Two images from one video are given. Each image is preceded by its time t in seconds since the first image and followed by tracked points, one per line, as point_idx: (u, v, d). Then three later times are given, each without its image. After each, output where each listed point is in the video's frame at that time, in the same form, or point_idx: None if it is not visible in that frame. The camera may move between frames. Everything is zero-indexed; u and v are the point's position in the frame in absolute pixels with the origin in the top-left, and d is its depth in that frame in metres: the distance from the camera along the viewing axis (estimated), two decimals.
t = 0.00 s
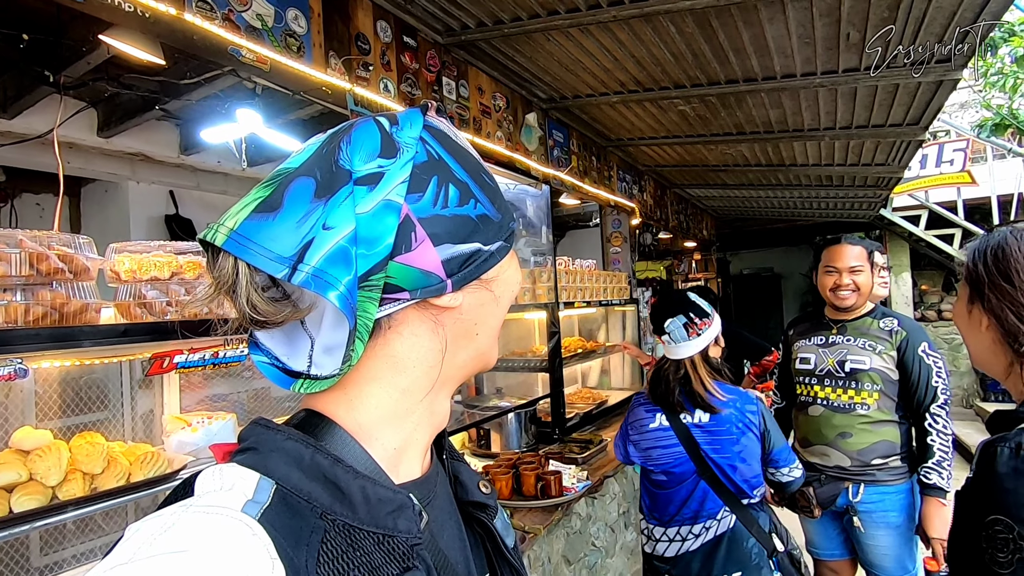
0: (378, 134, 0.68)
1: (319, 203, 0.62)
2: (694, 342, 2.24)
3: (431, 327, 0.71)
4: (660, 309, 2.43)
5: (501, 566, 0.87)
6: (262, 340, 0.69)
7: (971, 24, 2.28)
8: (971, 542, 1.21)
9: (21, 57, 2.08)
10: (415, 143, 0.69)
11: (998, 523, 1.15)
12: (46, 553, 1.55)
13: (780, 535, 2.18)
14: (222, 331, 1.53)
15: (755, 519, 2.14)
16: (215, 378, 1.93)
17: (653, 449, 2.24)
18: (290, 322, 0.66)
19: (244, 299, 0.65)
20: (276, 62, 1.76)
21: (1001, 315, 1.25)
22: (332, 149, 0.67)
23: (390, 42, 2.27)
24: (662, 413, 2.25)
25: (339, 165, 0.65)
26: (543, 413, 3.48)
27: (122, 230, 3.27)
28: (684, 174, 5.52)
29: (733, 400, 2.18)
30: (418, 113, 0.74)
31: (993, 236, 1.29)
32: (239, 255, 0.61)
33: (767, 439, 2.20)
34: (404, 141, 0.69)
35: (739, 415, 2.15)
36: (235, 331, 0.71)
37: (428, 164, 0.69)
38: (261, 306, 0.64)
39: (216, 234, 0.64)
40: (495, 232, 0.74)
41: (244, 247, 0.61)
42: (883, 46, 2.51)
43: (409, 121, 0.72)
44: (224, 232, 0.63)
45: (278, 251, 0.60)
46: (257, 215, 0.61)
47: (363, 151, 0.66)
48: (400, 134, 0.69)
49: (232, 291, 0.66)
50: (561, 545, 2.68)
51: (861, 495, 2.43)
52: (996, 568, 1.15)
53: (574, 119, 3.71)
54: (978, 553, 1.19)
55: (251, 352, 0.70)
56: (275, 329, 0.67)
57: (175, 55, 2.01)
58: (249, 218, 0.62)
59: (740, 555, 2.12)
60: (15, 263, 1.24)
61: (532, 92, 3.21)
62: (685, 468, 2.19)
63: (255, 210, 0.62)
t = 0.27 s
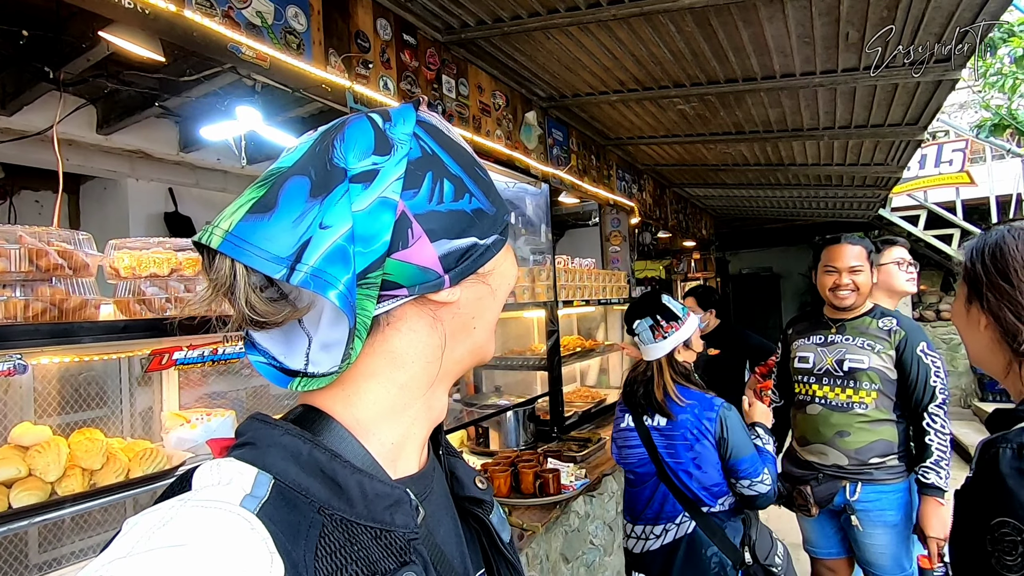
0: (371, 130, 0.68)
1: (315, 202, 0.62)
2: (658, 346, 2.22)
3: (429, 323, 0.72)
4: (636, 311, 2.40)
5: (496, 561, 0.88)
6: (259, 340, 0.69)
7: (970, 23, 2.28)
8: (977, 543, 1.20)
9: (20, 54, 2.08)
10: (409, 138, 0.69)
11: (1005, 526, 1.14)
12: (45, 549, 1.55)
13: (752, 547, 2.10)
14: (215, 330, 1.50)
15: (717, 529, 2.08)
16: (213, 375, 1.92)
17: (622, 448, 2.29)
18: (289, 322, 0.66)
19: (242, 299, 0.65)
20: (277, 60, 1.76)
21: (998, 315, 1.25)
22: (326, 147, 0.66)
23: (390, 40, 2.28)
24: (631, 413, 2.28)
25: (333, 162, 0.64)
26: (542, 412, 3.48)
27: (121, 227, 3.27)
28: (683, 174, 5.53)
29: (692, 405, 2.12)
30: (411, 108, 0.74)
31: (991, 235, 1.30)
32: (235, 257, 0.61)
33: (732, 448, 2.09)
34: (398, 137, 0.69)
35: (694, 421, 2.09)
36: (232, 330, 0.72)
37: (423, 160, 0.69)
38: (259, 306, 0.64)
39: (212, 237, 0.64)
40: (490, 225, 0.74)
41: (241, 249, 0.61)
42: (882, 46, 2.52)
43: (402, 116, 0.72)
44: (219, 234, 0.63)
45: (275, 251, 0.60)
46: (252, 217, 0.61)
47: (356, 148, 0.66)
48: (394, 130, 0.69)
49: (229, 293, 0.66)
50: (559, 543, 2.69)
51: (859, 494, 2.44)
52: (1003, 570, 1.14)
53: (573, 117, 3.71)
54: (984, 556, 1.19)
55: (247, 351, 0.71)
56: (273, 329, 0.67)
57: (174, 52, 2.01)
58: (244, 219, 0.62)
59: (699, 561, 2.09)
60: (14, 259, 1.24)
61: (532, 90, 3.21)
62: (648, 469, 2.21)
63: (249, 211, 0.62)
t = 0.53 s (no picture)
0: (367, 128, 0.68)
1: (310, 199, 0.62)
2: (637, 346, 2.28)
3: (424, 321, 0.72)
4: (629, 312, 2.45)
5: (491, 560, 0.88)
6: (253, 338, 0.69)
7: (970, 23, 2.28)
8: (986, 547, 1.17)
9: (19, 53, 2.08)
10: (405, 137, 0.69)
11: (1016, 531, 1.11)
12: (43, 549, 1.55)
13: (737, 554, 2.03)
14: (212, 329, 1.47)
15: (695, 532, 2.07)
16: (212, 375, 1.92)
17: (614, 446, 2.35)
18: (282, 319, 0.65)
19: (236, 296, 0.64)
20: (276, 59, 1.75)
21: (998, 315, 1.25)
22: (321, 145, 0.66)
23: (389, 39, 2.28)
24: (620, 413, 2.32)
25: (328, 160, 0.65)
26: (541, 411, 3.49)
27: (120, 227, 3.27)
28: (683, 174, 5.53)
29: (663, 407, 2.11)
30: (407, 106, 0.74)
31: (991, 235, 1.30)
32: (229, 254, 0.61)
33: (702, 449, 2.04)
34: (393, 135, 0.69)
35: (664, 423, 2.09)
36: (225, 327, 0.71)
37: (418, 158, 0.69)
38: (253, 304, 0.64)
39: (205, 233, 0.64)
40: (486, 224, 0.74)
41: (235, 245, 0.61)
42: (882, 46, 2.51)
43: (398, 115, 0.72)
44: (213, 231, 0.63)
45: (269, 248, 0.60)
46: (246, 213, 0.61)
47: (352, 146, 0.66)
48: (389, 128, 0.69)
49: (223, 289, 0.65)
50: (558, 543, 2.69)
51: (858, 494, 2.44)
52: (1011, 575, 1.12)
53: (573, 117, 3.71)
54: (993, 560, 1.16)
55: (241, 349, 0.70)
56: (267, 326, 0.67)
57: (173, 51, 2.01)
58: (238, 216, 0.62)
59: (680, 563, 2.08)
60: (13, 257, 1.24)
61: (531, 90, 3.21)
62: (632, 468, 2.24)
63: (243, 207, 0.62)
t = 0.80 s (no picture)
0: (362, 129, 0.68)
1: (305, 200, 0.62)
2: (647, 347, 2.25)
3: (422, 321, 0.72)
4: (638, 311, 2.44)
5: (492, 561, 0.88)
6: (251, 340, 0.69)
7: (971, 24, 2.28)
8: (993, 549, 1.11)
9: (20, 54, 2.08)
10: (400, 137, 0.69)
11: None
12: (44, 550, 1.56)
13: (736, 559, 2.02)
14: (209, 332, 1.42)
15: (699, 534, 2.08)
16: (213, 378, 1.94)
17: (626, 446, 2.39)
18: (279, 321, 0.66)
19: (232, 299, 0.64)
20: (276, 60, 1.75)
21: (1001, 316, 1.25)
22: (316, 146, 0.67)
23: (390, 40, 2.28)
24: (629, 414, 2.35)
25: (323, 161, 0.65)
26: (542, 412, 3.48)
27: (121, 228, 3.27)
28: (684, 175, 5.53)
29: (667, 408, 2.11)
30: (402, 107, 0.74)
31: (993, 236, 1.29)
32: (225, 256, 0.61)
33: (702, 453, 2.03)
34: (388, 136, 0.69)
35: (668, 425, 2.10)
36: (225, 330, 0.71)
37: (414, 158, 0.69)
38: (249, 306, 0.64)
39: (201, 236, 0.64)
40: (483, 224, 0.74)
41: (231, 248, 0.61)
42: (882, 46, 2.51)
43: (393, 115, 0.72)
44: (209, 234, 0.63)
45: (264, 250, 0.60)
46: (242, 216, 0.62)
47: (347, 147, 0.66)
48: (384, 129, 0.69)
49: (220, 292, 0.65)
50: (559, 544, 2.69)
51: (860, 495, 2.44)
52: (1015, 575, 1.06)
53: (573, 118, 3.71)
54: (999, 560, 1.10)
55: (240, 351, 0.70)
56: (264, 328, 0.67)
57: (174, 52, 2.01)
58: (234, 218, 0.62)
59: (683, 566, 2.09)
60: (14, 258, 1.24)
61: (532, 91, 3.21)
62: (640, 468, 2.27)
63: (239, 210, 0.62)
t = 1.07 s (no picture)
0: (363, 130, 0.69)
1: (308, 201, 0.62)
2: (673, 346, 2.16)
3: (424, 322, 0.72)
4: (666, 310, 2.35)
5: (494, 561, 0.88)
6: (254, 341, 0.69)
7: (972, 24, 2.28)
8: (996, 550, 1.12)
9: (22, 54, 2.08)
10: (401, 138, 0.70)
11: None
12: (46, 550, 1.55)
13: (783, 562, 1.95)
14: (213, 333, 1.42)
15: (738, 539, 2.00)
16: (214, 378, 1.94)
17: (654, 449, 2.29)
18: (282, 322, 0.66)
19: (235, 300, 0.65)
20: (279, 61, 1.76)
21: (1004, 317, 1.25)
22: (318, 147, 0.67)
23: (392, 41, 2.28)
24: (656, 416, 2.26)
25: (326, 162, 0.65)
26: (543, 413, 3.49)
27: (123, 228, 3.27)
28: (684, 175, 5.53)
29: (698, 408, 2.03)
30: (403, 107, 0.74)
31: (996, 236, 1.29)
32: (228, 258, 0.62)
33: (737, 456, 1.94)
34: (389, 136, 0.69)
35: (700, 425, 2.01)
36: (227, 331, 0.72)
37: (415, 159, 0.69)
38: (252, 307, 0.64)
39: (204, 238, 0.64)
40: (485, 224, 0.74)
41: (233, 249, 0.61)
42: (884, 47, 2.51)
43: (394, 116, 0.72)
44: (212, 235, 0.63)
45: (267, 252, 0.60)
46: (244, 217, 0.62)
47: (349, 148, 0.66)
48: (386, 129, 0.70)
49: (222, 294, 0.65)
50: (560, 545, 2.69)
51: (862, 495, 2.44)
52: None
53: (574, 119, 3.72)
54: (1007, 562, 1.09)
55: (242, 352, 0.71)
56: (266, 329, 0.67)
57: (176, 53, 2.02)
58: (236, 220, 0.62)
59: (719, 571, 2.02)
60: (18, 259, 1.24)
61: (533, 92, 3.22)
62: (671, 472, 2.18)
63: (241, 212, 0.62)
